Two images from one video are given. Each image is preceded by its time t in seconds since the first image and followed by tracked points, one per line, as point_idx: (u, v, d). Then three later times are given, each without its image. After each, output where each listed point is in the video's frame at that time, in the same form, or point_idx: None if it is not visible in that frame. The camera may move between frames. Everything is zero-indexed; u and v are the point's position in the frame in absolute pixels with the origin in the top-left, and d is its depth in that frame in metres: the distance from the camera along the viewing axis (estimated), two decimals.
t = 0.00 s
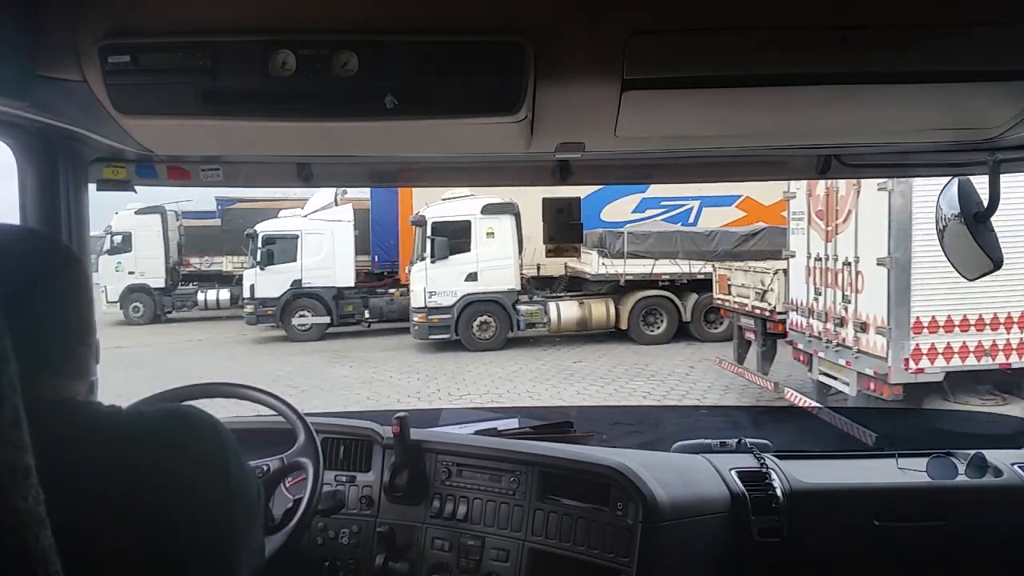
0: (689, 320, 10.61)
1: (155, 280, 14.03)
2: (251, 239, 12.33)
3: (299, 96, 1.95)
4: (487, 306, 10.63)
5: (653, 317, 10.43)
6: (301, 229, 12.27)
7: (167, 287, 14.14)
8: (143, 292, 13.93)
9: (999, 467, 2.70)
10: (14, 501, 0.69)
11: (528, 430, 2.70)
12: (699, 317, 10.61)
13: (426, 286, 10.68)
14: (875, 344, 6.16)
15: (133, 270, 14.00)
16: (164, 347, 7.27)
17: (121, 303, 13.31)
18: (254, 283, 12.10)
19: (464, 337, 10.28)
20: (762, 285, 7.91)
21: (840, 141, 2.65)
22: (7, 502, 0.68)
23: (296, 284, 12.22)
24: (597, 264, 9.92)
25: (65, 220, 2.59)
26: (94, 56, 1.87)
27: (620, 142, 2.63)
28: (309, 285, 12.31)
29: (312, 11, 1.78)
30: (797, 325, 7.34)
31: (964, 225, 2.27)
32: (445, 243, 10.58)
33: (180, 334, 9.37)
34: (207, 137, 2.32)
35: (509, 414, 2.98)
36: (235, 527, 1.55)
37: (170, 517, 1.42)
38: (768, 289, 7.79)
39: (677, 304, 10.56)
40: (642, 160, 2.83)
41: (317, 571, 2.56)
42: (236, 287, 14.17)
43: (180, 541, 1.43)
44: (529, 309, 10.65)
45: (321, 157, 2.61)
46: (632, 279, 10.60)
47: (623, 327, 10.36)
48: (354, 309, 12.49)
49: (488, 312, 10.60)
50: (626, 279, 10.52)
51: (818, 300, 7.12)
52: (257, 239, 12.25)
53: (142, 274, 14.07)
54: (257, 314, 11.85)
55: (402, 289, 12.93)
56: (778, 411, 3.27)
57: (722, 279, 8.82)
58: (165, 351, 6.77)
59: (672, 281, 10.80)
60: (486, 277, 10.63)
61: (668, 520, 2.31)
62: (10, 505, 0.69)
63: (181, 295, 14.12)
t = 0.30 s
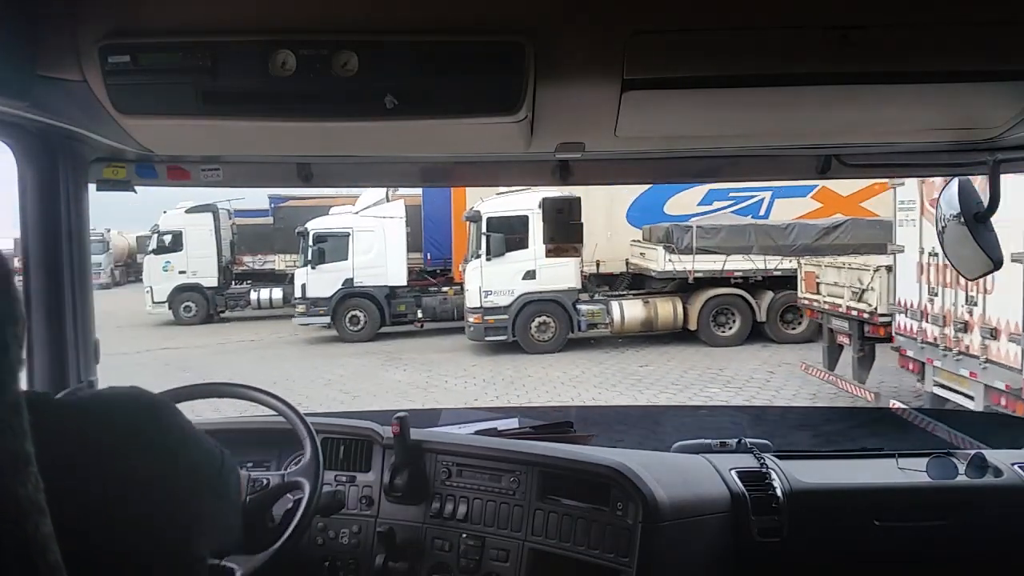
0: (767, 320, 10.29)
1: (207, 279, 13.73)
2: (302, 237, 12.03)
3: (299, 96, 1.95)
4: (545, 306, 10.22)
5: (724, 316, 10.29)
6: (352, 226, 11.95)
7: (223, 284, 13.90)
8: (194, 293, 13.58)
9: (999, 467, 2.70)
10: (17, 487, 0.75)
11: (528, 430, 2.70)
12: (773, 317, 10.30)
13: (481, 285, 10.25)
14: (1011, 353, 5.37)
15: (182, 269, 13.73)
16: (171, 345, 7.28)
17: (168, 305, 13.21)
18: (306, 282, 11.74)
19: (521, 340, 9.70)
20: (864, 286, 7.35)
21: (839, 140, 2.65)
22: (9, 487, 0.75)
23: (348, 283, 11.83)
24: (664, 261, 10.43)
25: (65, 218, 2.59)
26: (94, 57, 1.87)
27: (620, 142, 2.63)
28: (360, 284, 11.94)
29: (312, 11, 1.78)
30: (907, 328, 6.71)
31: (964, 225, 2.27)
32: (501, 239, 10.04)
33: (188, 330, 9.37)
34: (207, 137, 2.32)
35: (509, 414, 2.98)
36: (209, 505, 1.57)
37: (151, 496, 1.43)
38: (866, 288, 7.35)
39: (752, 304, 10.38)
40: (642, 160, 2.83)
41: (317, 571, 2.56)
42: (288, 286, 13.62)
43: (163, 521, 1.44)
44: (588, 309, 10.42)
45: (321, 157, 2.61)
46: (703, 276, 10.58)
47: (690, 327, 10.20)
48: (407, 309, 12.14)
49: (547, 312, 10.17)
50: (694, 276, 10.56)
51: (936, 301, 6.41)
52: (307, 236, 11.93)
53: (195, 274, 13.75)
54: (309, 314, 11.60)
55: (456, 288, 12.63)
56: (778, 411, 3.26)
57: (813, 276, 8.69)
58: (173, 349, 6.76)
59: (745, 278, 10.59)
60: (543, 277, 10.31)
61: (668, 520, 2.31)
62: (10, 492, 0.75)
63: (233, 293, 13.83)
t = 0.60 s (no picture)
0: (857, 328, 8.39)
1: (257, 280, 13.58)
2: (352, 238, 11.75)
3: (299, 96, 1.95)
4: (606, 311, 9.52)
5: (800, 324, 8.75)
6: (403, 227, 11.64)
7: (271, 286, 13.66)
8: (244, 294, 13.38)
9: (999, 467, 2.70)
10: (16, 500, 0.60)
11: (528, 430, 2.70)
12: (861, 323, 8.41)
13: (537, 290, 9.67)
14: None
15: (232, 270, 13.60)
16: (188, 338, 7.29)
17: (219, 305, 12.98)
18: (356, 284, 11.43)
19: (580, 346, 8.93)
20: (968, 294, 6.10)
21: (838, 140, 2.65)
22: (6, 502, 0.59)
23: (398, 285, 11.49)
24: (735, 264, 9.61)
25: (65, 219, 2.60)
26: (94, 56, 1.87)
27: (620, 142, 2.63)
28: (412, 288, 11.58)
29: (313, 12, 1.78)
30: None
31: (964, 225, 2.27)
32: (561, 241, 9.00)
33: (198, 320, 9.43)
34: (207, 137, 2.32)
35: (509, 414, 2.97)
36: (207, 504, 1.62)
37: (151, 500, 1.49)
38: (979, 297, 6.08)
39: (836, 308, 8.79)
40: (643, 160, 2.83)
41: (317, 571, 2.56)
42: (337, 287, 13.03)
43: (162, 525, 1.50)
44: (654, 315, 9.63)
45: (321, 157, 2.61)
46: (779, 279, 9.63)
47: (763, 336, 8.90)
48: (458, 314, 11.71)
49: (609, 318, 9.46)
50: (769, 282, 9.60)
51: None
52: (358, 237, 11.67)
53: (244, 275, 13.59)
54: (359, 318, 11.12)
55: (508, 291, 12.25)
56: (779, 410, 3.26)
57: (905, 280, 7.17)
58: (194, 344, 6.77)
59: (826, 282, 9.43)
60: (602, 279, 9.67)
61: (668, 520, 2.31)
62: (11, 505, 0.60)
63: (282, 296, 13.47)
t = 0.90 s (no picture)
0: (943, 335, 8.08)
1: (308, 276, 13.58)
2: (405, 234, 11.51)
3: (299, 97, 1.95)
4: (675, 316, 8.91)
5: (889, 333, 8.33)
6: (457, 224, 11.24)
7: (324, 283, 13.74)
8: (295, 291, 13.61)
9: (999, 467, 2.69)
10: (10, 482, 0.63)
11: (528, 430, 2.70)
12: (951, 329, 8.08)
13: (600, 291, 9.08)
14: None
15: (284, 266, 13.56)
16: (219, 340, 7.40)
17: (270, 302, 13.49)
18: (408, 283, 11.14)
19: (646, 355, 8.59)
20: None
21: (838, 140, 2.65)
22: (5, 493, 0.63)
23: (451, 284, 11.16)
24: (821, 266, 8.89)
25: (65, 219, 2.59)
26: (93, 56, 1.88)
27: (620, 142, 2.63)
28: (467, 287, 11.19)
29: (312, 12, 1.78)
30: None
31: (964, 226, 2.27)
32: (626, 239, 8.96)
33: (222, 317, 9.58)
34: (207, 137, 2.32)
35: (509, 414, 2.98)
36: (219, 498, 1.58)
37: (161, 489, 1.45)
38: None
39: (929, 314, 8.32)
40: (643, 160, 2.83)
41: (317, 571, 2.56)
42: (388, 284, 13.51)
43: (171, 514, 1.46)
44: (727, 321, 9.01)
45: (321, 157, 2.61)
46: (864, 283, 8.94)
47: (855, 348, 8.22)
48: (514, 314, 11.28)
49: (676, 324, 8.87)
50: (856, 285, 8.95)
51: None
52: (410, 233, 11.36)
53: (296, 271, 13.59)
54: (410, 317, 10.96)
55: (567, 292, 11.76)
56: (780, 410, 3.26)
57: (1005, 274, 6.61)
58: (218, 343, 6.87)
59: (919, 288, 8.67)
60: (672, 282, 9.00)
61: (668, 520, 2.31)
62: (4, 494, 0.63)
63: (335, 292, 13.72)
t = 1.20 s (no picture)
0: None
1: (358, 275, 13.44)
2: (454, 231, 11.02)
3: (300, 97, 1.94)
4: (749, 318, 8.26)
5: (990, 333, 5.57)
6: (511, 219, 10.74)
7: (371, 283, 13.57)
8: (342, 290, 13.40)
9: (999, 467, 2.69)
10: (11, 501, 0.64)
11: (528, 430, 2.70)
12: None
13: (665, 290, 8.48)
14: None
15: (332, 264, 13.47)
16: (268, 339, 7.48)
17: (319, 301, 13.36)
18: (458, 282, 10.68)
19: (717, 360, 7.90)
20: None
21: (839, 140, 2.65)
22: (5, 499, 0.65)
23: (502, 283, 10.71)
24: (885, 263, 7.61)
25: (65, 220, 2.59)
26: (94, 56, 1.88)
27: (620, 142, 2.64)
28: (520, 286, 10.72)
29: (312, 12, 1.78)
30: None
31: (965, 225, 2.27)
32: (694, 233, 8.33)
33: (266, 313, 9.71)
34: (207, 137, 2.32)
35: (508, 414, 2.97)
36: (224, 515, 1.58)
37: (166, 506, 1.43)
38: None
39: None
40: (643, 160, 2.83)
41: (317, 571, 2.56)
42: (435, 282, 13.35)
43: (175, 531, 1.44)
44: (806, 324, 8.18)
45: (321, 157, 2.61)
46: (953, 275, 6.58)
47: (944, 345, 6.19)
48: (568, 314, 10.80)
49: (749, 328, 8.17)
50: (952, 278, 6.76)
51: None
52: (460, 230, 10.88)
53: (343, 269, 13.47)
54: (461, 317, 10.48)
55: (625, 290, 11.07)
56: (780, 410, 3.25)
57: None
58: (254, 343, 6.91)
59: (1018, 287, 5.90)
60: (746, 281, 8.30)
61: (668, 520, 2.31)
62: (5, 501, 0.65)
63: (383, 290, 13.53)
